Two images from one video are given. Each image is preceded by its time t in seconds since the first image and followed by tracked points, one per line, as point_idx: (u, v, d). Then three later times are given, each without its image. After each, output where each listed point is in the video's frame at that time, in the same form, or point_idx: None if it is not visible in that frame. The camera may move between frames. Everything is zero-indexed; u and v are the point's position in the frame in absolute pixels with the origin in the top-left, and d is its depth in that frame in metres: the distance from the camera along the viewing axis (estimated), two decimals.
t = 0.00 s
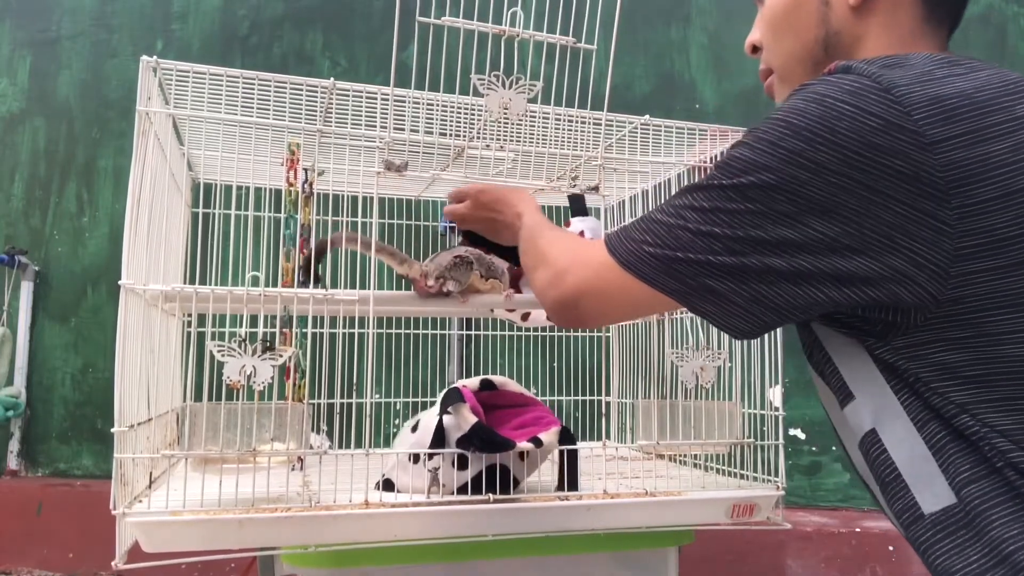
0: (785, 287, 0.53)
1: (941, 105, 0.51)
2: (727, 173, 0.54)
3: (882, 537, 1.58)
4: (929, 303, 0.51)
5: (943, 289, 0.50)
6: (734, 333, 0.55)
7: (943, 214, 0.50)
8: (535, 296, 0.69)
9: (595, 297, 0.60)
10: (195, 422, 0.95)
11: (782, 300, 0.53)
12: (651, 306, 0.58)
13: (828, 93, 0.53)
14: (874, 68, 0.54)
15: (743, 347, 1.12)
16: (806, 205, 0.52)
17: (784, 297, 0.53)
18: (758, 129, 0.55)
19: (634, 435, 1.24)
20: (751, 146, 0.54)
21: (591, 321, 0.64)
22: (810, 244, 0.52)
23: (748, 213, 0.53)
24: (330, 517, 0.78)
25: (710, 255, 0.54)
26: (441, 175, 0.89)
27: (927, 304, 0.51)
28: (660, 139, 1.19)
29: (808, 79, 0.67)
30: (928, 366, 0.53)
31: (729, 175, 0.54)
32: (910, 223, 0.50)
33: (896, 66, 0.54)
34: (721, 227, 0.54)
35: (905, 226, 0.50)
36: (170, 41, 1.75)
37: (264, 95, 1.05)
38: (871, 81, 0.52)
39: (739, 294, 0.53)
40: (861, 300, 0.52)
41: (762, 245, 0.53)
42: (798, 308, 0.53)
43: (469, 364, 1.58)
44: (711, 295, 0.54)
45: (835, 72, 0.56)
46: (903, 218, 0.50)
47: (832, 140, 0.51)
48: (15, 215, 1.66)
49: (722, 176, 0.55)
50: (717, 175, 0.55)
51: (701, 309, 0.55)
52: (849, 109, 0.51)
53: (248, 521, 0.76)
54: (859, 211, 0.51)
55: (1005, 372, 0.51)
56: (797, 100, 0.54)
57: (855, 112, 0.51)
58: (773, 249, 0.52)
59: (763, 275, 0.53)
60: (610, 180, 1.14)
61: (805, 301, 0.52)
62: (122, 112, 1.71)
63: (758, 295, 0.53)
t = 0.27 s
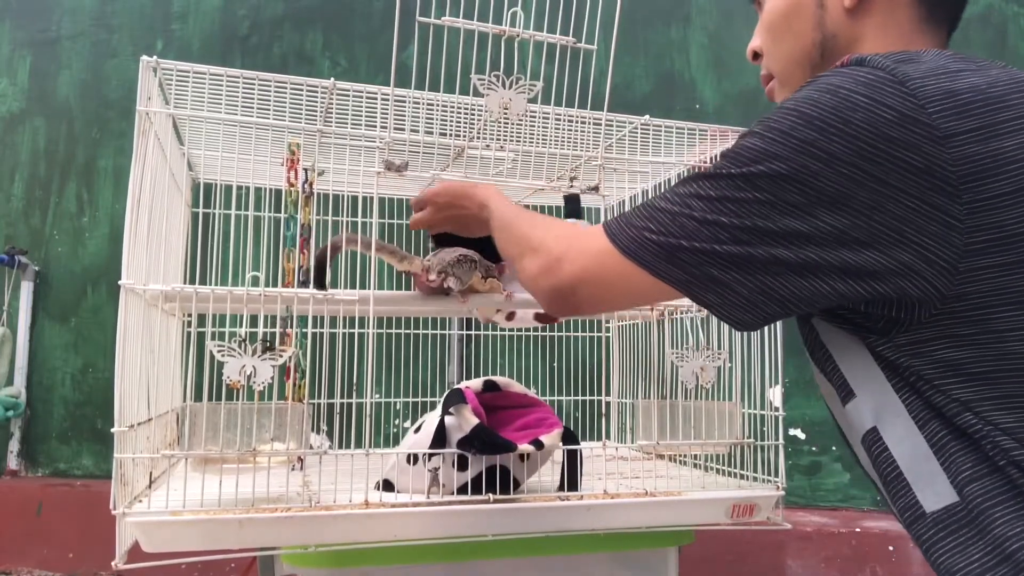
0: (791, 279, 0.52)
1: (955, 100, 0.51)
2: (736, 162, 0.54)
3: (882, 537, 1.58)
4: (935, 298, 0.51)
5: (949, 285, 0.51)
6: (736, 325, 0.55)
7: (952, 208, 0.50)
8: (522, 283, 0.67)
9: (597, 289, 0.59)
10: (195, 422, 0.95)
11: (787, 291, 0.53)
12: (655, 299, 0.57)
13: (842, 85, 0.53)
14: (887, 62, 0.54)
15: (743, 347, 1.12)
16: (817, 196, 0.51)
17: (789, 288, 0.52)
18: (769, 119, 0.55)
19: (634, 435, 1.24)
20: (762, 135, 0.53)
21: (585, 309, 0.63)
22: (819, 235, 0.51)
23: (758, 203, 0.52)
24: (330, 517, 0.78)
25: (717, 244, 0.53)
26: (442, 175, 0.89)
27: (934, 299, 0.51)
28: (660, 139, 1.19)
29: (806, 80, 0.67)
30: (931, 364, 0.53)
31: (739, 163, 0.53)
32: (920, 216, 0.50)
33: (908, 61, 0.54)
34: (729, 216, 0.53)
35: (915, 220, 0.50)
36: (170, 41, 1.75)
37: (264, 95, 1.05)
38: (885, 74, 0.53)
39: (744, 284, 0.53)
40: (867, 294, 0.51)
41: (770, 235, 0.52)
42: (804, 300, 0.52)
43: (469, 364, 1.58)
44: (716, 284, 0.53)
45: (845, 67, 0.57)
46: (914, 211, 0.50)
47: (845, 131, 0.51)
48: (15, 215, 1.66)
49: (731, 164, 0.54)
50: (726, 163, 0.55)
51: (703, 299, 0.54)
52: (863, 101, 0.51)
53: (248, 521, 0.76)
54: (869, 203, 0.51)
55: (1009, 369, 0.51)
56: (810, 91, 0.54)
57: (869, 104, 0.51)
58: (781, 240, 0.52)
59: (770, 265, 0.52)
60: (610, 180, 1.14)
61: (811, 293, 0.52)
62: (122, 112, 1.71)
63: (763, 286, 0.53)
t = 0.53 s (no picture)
0: (790, 276, 0.52)
1: (956, 99, 0.51)
2: (737, 159, 0.54)
3: (882, 537, 1.58)
4: (933, 296, 0.51)
5: (948, 282, 0.51)
6: (733, 321, 0.55)
7: (953, 207, 0.50)
8: (504, 275, 0.66)
9: (594, 284, 0.59)
10: (195, 422, 0.95)
11: (786, 288, 0.53)
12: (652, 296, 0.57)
13: (845, 82, 0.53)
14: (890, 60, 0.54)
15: (743, 347, 1.12)
16: (818, 193, 0.51)
17: (788, 285, 0.53)
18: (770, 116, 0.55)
19: (634, 435, 1.24)
20: (764, 132, 0.54)
21: (573, 302, 0.62)
22: (819, 233, 0.52)
23: (758, 200, 0.52)
24: (330, 517, 0.78)
25: (717, 241, 0.53)
26: (441, 175, 0.89)
27: (932, 297, 0.51)
28: (659, 140, 1.19)
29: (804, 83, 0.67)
30: (928, 362, 0.53)
31: (740, 160, 0.53)
32: (920, 215, 0.50)
33: (910, 60, 0.54)
34: (729, 213, 0.53)
35: (915, 218, 0.50)
36: (170, 41, 1.75)
37: (264, 95, 1.05)
38: (888, 72, 0.53)
39: (743, 280, 0.53)
40: (865, 291, 0.52)
41: (769, 232, 0.52)
42: (802, 297, 0.53)
43: (469, 364, 1.58)
44: (715, 280, 0.54)
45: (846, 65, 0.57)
46: (914, 209, 0.50)
47: (848, 129, 0.51)
48: (15, 215, 1.66)
49: (731, 160, 0.54)
50: (726, 159, 0.55)
51: (702, 295, 0.54)
52: (866, 99, 0.51)
53: (248, 521, 0.76)
54: (869, 201, 0.51)
55: (1008, 367, 0.51)
56: (813, 88, 0.54)
57: (871, 103, 0.51)
58: (780, 237, 0.52)
59: (769, 262, 0.52)
60: (610, 181, 1.14)
61: (810, 290, 0.52)
62: (122, 112, 1.71)
63: (762, 282, 0.53)
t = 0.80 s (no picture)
0: (783, 269, 0.53)
1: (952, 97, 0.51)
2: (733, 152, 0.54)
3: (882, 537, 1.58)
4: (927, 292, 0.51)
5: (942, 279, 0.51)
6: (724, 313, 0.55)
7: (947, 204, 0.50)
8: (490, 262, 0.65)
9: (585, 272, 0.59)
10: (195, 422, 0.95)
11: (778, 281, 0.53)
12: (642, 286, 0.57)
13: (843, 81, 0.53)
14: (888, 61, 0.55)
15: (743, 346, 1.12)
16: (813, 187, 0.52)
17: (780, 277, 0.53)
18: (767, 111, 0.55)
19: (633, 435, 1.24)
20: (760, 126, 0.54)
21: (561, 289, 0.62)
22: (814, 227, 0.52)
23: (754, 193, 0.53)
24: (330, 517, 0.78)
25: (711, 233, 0.53)
26: (441, 175, 0.89)
27: (925, 294, 0.51)
28: (659, 139, 1.19)
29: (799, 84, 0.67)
30: (921, 359, 0.53)
31: (737, 153, 0.54)
32: (914, 211, 0.51)
33: (908, 61, 0.55)
34: (723, 205, 0.53)
35: (910, 215, 0.51)
36: (170, 41, 1.75)
37: (264, 95, 1.05)
38: (886, 72, 0.53)
39: (736, 273, 0.53)
40: (858, 286, 0.52)
41: (764, 225, 0.52)
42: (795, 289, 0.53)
43: (469, 364, 1.58)
44: (708, 272, 0.54)
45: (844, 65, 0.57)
46: (909, 206, 0.51)
47: (844, 125, 0.51)
48: (15, 215, 1.66)
49: (728, 153, 0.54)
50: (723, 152, 0.55)
51: (694, 286, 0.54)
52: (864, 96, 0.52)
53: (248, 521, 0.76)
54: (864, 196, 0.51)
55: (1000, 364, 0.51)
56: (811, 86, 0.54)
57: (868, 100, 0.52)
58: (775, 230, 0.52)
59: (763, 254, 0.53)
60: (610, 181, 1.14)
61: (802, 283, 0.53)
62: (122, 112, 1.71)
63: (756, 275, 0.53)
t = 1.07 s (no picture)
0: (776, 268, 0.53)
1: (942, 98, 0.51)
2: (725, 152, 0.54)
3: (882, 537, 1.58)
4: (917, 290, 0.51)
5: (933, 278, 0.51)
6: (717, 311, 0.55)
7: (938, 204, 0.50)
8: (484, 257, 0.65)
9: (583, 269, 0.59)
10: (196, 422, 0.95)
11: (771, 280, 0.53)
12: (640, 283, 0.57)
13: (835, 82, 0.53)
14: (881, 61, 0.55)
15: (743, 346, 1.12)
16: (805, 187, 0.52)
17: (772, 276, 0.53)
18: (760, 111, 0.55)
19: (633, 435, 1.24)
20: (753, 127, 0.54)
21: (557, 285, 0.62)
22: (805, 226, 0.52)
23: (746, 193, 0.53)
24: (330, 517, 0.78)
25: (703, 232, 0.53)
26: (441, 175, 0.89)
27: (916, 293, 0.51)
28: (659, 139, 1.19)
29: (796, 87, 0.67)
30: (913, 357, 0.53)
31: (729, 153, 0.54)
32: (905, 212, 0.51)
33: (900, 63, 0.55)
34: (716, 204, 0.53)
35: (900, 215, 0.51)
36: (170, 41, 1.75)
37: (264, 95, 1.05)
38: (876, 73, 0.53)
39: (729, 271, 0.53)
40: (850, 284, 0.52)
41: (756, 224, 0.52)
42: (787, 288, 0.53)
43: (469, 364, 1.58)
44: (700, 271, 0.54)
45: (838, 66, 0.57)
46: (899, 206, 0.51)
47: (836, 126, 0.51)
48: (15, 215, 1.66)
49: (720, 153, 0.54)
50: (715, 152, 0.55)
51: (687, 285, 0.54)
52: (855, 97, 0.52)
53: (248, 521, 0.76)
54: (856, 196, 0.51)
55: (991, 362, 0.51)
56: (803, 87, 0.54)
57: (859, 100, 0.52)
58: (767, 230, 0.52)
59: (754, 253, 0.53)
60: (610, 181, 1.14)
61: (795, 282, 0.53)
62: (122, 112, 1.71)
63: (748, 273, 0.53)
